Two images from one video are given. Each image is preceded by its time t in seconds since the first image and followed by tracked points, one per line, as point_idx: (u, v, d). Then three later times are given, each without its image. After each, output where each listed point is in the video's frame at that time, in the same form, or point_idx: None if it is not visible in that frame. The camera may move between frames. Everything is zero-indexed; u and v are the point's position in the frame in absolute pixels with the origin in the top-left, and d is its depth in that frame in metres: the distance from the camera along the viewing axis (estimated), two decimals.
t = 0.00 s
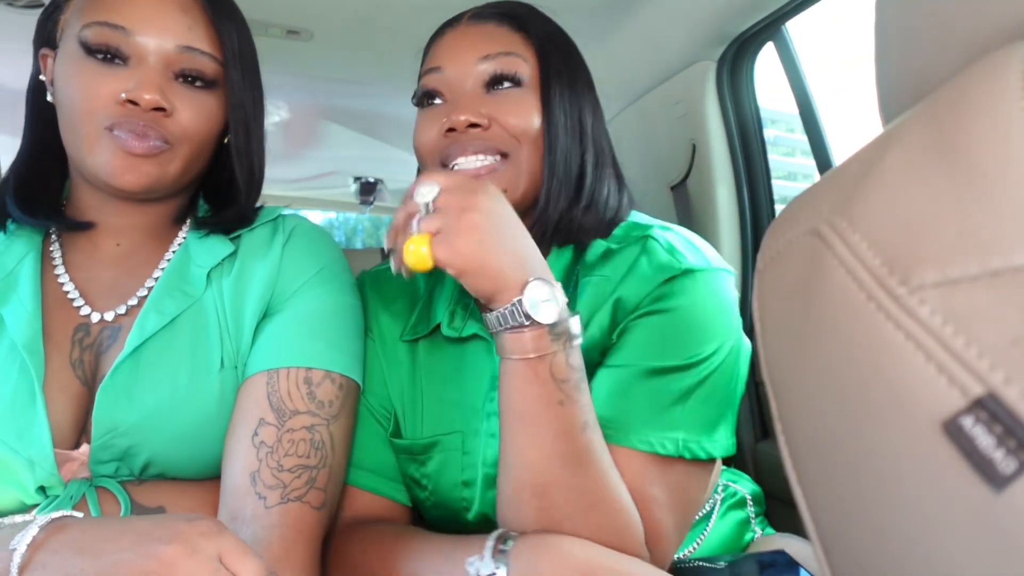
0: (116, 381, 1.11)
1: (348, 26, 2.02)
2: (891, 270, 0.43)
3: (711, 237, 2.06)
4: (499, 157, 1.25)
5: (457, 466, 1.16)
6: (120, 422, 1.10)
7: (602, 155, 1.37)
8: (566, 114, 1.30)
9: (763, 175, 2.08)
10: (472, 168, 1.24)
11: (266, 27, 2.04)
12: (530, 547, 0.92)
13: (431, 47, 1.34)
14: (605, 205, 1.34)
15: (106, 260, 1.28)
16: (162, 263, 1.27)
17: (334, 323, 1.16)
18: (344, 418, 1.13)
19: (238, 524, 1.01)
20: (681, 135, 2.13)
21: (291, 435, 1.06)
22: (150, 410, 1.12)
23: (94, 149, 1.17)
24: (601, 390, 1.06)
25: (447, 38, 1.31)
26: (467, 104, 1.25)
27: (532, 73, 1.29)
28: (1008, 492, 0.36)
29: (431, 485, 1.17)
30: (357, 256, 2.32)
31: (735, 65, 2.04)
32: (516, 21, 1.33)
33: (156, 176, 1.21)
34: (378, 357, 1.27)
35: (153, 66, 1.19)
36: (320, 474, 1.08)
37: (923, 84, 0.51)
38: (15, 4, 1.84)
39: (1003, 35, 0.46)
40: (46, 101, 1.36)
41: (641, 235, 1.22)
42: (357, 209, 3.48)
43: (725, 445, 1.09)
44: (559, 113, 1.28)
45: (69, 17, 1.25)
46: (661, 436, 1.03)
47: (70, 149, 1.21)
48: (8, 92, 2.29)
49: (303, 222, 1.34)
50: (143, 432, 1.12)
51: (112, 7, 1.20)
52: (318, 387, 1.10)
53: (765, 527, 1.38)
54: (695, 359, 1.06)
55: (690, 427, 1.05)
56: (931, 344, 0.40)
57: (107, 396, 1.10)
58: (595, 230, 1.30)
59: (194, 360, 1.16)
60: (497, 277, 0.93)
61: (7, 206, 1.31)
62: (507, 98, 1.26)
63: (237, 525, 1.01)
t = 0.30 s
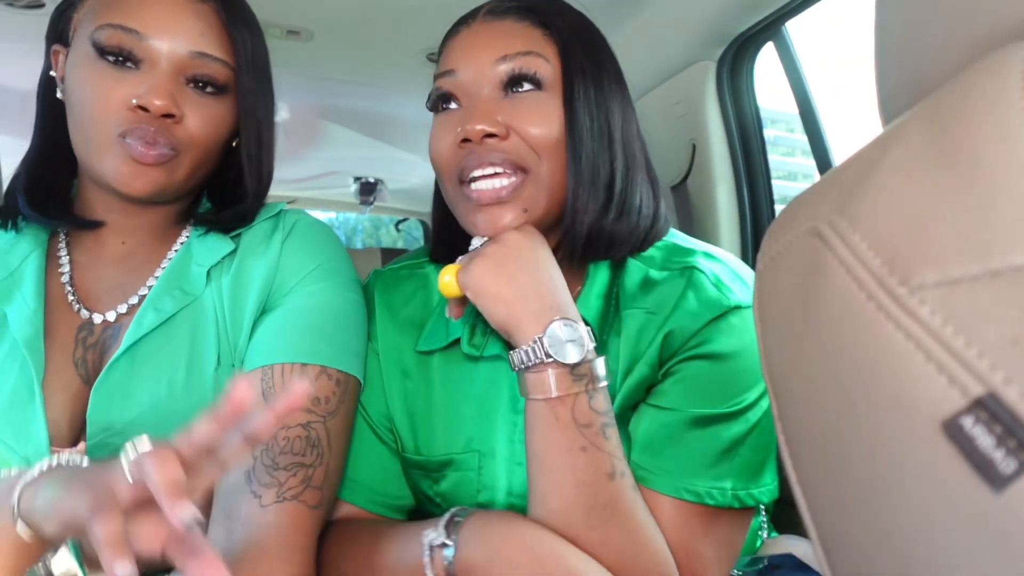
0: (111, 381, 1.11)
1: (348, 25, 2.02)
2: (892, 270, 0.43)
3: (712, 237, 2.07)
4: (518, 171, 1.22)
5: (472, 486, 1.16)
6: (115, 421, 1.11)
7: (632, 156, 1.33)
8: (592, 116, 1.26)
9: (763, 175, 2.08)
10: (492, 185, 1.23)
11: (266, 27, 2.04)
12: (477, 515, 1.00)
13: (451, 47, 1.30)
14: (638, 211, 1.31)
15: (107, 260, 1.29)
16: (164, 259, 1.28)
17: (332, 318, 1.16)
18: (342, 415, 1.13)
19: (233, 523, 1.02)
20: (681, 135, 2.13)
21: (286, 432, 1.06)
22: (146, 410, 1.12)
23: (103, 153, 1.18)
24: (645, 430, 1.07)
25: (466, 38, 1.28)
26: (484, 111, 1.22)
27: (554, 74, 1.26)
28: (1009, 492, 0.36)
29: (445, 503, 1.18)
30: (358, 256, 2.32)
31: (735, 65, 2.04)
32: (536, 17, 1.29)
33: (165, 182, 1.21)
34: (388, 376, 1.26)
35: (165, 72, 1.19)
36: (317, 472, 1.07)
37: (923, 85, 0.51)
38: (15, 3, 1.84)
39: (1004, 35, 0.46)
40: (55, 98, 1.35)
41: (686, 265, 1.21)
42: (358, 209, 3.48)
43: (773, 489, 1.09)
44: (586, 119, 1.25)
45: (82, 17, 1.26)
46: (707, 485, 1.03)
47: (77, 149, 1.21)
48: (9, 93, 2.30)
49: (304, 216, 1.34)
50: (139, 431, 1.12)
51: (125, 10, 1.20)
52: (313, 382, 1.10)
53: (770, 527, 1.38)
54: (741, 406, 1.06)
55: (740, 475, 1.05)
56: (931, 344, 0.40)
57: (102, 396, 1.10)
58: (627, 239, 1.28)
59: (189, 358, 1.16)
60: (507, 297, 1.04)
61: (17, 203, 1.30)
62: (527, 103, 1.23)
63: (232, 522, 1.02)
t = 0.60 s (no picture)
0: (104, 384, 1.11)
1: (348, 26, 2.02)
2: (892, 269, 0.43)
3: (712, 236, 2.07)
4: (553, 175, 1.20)
5: (489, 482, 1.16)
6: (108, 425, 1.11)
7: (668, 160, 1.31)
8: (630, 119, 1.23)
9: (763, 174, 2.08)
10: (525, 189, 1.21)
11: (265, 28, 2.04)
12: (499, 535, 0.96)
13: (491, 42, 1.26)
14: (676, 219, 1.30)
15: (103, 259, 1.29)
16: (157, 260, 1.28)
17: (327, 313, 1.16)
18: (339, 412, 1.13)
19: (231, 524, 1.02)
20: (682, 135, 2.13)
21: (282, 432, 1.07)
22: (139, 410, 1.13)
23: (108, 166, 1.17)
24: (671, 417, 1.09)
25: (505, 34, 1.25)
26: (523, 112, 1.19)
27: (594, 75, 1.23)
28: (1009, 492, 0.36)
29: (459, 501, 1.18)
30: (358, 256, 2.32)
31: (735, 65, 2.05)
32: (576, 14, 1.25)
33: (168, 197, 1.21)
34: (405, 373, 1.25)
35: (176, 89, 1.17)
36: (313, 471, 1.07)
37: (923, 85, 0.51)
38: (15, 4, 1.84)
39: (1004, 34, 0.46)
40: (57, 93, 1.33)
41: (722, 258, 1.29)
42: (358, 209, 3.49)
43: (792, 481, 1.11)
44: (626, 125, 1.22)
45: (93, 18, 1.22)
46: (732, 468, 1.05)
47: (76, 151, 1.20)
48: (9, 93, 2.30)
49: (297, 210, 1.34)
50: (130, 433, 1.13)
51: (137, 21, 1.16)
52: (308, 380, 1.10)
53: (771, 528, 1.37)
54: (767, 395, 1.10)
55: (763, 463, 1.07)
56: (931, 344, 0.40)
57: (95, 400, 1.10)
58: (661, 248, 1.28)
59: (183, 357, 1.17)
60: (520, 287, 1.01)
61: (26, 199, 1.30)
62: (567, 108, 1.20)
63: (229, 526, 1.02)
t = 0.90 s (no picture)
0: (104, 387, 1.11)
1: (348, 26, 2.02)
2: (891, 269, 0.43)
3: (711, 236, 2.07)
4: (542, 188, 1.12)
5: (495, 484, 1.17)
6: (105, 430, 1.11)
7: (685, 186, 1.25)
8: (645, 151, 1.15)
9: (763, 174, 2.10)
10: (513, 194, 1.13)
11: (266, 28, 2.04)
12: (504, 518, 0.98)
13: (514, 39, 1.19)
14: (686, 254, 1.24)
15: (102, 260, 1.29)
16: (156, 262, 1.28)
17: (327, 315, 1.15)
18: (339, 412, 1.13)
19: (231, 524, 1.02)
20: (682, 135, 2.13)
21: (282, 432, 1.07)
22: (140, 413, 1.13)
23: (107, 168, 1.17)
24: (678, 424, 1.12)
25: (528, 35, 1.16)
26: (527, 121, 1.12)
27: (611, 101, 1.14)
28: (1008, 492, 0.36)
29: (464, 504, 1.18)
30: (358, 255, 2.32)
31: (735, 65, 2.05)
32: (610, 26, 1.16)
33: (169, 200, 1.22)
34: (407, 378, 1.24)
35: (175, 91, 1.17)
36: (314, 472, 1.07)
37: (924, 84, 0.51)
38: (15, 3, 1.84)
39: (1004, 34, 0.46)
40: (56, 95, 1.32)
41: (724, 264, 1.32)
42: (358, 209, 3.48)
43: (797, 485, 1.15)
44: (638, 153, 1.14)
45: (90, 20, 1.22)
46: (739, 476, 1.08)
47: (76, 153, 1.20)
48: (8, 93, 2.29)
49: (291, 211, 1.34)
50: (130, 435, 1.13)
51: (135, 23, 1.16)
52: (308, 381, 1.10)
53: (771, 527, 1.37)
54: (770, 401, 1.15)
55: (769, 468, 1.10)
56: (931, 343, 0.40)
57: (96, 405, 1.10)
58: (667, 284, 1.22)
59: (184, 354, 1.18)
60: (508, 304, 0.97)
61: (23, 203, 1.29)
62: (574, 126, 1.12)
63: (230, 526, 1.02)
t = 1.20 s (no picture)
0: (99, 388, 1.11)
1: (347, 25, 2.02)
2: (891, 269, 0.43)
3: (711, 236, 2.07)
4: (544, 194, 1.11)
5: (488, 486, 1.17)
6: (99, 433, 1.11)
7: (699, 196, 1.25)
8: (665, 161, 1.16)
9: (763, 172, 2.11)
10: (515, 193, 1.13)
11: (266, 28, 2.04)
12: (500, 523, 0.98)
13: (529, 38, 1.18)
14: (701, 271, 1.23)
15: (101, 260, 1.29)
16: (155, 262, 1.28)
17: (326, 316, 1.15)
18: (338, 413, 1.13)
19: (230, 525, 1.02)
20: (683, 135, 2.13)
21: (281, 433, 1.07)
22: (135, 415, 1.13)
23: (107, 169, 1.17)
24: (667, 425, 1.11)
25: (545, 36, 1.15)
26: (537, 123, 1.11)
27: (631, 110, 1.15)
28: (1009, 492, 0.36)
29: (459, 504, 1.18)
30: (358, 255, 2.32)
31: (735, 65, 2.06)
32: (631, 35, 1.16)
33: (171, 201, 1.22)
34: (404, 377, 1.25)
35: (176, 92, 1.16)
36: (314, 473, 1.07)
37: (925, 83, 0.51)
38: (15, 3, 1.84)
39: (1004, 34, 0.46)
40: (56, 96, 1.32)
41: (717, 265, 1.31)
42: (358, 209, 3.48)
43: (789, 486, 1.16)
44: (659, 164, 1.15)
45: (92, 20, 1.22)
46: (728, 478, 1.09)
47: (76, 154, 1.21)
48: (8, 94, 2.30)
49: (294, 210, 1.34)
50: (128, 435, 1.12)
51: (136, 24, 1.16)
52: (307, 382, 1.10)
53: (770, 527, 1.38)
54: (761, 402, 1.15)
55: (759, 469, 1.12)
56: (930, 343, 0.40)
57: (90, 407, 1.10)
58: (683, 300, 1.21)
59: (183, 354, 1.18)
60: (469, 289, 1.04)
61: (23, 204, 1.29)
62: (587, 134, 1.11)
63: (229, 526, 1.02)
